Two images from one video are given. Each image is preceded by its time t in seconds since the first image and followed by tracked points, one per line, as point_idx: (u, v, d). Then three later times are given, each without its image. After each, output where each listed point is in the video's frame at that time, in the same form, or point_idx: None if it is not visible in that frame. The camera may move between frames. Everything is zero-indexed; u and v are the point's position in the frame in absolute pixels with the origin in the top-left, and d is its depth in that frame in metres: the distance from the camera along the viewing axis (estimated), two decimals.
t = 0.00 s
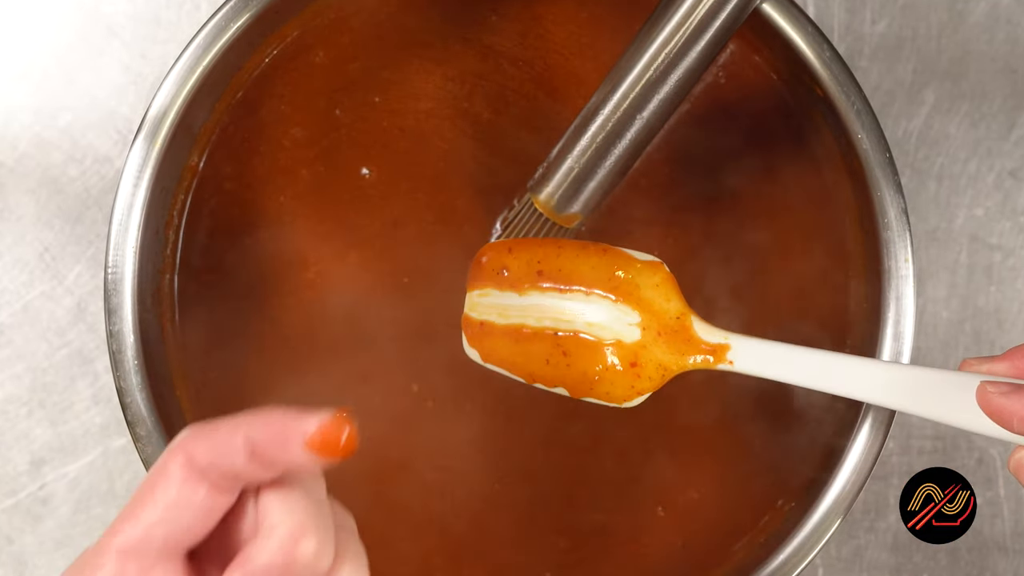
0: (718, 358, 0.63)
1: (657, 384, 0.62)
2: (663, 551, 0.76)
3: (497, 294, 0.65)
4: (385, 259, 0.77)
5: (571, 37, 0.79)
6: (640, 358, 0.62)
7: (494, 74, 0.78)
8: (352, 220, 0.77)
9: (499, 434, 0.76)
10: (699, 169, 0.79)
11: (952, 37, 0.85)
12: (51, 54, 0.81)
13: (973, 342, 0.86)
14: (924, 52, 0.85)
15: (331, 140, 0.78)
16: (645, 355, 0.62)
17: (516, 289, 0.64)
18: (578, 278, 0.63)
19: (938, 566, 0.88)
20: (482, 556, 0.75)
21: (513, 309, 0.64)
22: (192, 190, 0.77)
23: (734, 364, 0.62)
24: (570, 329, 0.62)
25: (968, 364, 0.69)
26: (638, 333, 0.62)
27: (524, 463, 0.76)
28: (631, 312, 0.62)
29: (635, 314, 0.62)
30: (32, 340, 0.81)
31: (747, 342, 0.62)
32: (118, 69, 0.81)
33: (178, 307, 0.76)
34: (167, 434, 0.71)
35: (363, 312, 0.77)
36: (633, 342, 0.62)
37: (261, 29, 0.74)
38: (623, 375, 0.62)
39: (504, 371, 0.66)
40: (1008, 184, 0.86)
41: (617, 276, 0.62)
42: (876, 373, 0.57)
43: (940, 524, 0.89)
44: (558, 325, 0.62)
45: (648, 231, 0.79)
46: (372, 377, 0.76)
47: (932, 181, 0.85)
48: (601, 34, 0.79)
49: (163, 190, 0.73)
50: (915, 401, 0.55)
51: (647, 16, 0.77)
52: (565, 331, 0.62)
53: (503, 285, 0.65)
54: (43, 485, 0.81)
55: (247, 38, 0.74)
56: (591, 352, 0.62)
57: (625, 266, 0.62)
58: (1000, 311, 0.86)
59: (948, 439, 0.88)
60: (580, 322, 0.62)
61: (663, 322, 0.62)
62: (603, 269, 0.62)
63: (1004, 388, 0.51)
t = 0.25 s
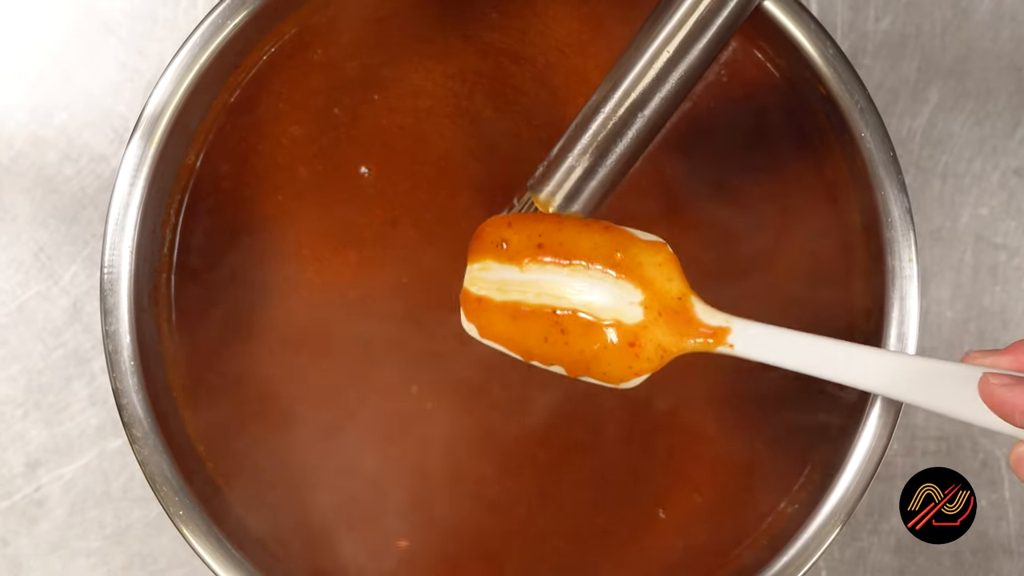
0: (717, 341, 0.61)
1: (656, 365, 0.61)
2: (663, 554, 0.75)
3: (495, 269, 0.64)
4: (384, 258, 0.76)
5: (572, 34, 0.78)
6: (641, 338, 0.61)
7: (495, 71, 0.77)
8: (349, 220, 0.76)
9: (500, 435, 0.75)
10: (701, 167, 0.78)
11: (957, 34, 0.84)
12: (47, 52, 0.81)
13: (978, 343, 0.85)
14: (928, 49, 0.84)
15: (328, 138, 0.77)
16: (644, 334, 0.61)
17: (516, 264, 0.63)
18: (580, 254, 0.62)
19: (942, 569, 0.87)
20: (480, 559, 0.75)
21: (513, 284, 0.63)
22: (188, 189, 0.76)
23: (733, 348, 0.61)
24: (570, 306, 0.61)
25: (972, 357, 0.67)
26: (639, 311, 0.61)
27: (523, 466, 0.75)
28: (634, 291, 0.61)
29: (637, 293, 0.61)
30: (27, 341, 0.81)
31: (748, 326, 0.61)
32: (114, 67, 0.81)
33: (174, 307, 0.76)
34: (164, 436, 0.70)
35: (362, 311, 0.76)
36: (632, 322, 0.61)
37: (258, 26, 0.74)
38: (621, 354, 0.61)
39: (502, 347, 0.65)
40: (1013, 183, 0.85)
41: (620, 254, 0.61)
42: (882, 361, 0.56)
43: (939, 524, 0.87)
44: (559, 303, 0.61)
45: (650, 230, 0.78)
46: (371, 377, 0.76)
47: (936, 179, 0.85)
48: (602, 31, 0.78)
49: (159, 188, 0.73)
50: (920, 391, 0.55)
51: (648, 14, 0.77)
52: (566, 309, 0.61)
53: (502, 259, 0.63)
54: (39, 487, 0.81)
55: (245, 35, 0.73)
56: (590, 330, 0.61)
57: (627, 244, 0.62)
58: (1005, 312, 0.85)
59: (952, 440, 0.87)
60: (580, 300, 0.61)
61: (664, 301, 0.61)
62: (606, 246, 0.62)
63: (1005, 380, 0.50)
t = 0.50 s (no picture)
0: (691, 347, 0.61)
1: (629, 369, 0.61)
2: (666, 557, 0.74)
3: (469, 268, 0.63)
4: (383, 258, 0.76)
5: (572, 31, 0.77)
6: (615, 342, 0.61)
7: (495, 69, 0.76)
8: (347, 220, 0.76)
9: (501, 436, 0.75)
10: (704, 166, 0.78)
11: (961, 32, 0.84)
12: (42, 50, 0.80)
13: (983, 344, 0.84)
14: (932, 47, 0.84)
15: (325, 136, 0.76)
16: (618, 338, 0.61)
17: (489, 263, 0.62)
18: (554, 255, 0.61)
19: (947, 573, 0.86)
20: (481, 561, 0.74)
21: (486, 284, 0.62)
22: (186, 188, 0.76)
23: (707, 354, 0.61)
24: (545, 308, 0.61)
25: (945, 367, 0.67)
26: (613, 316, 0.61)
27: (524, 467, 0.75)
28: (608, 295, 0.60)
29: (612, 296, 0.61)
30: (22, 341, 0.80)
31: (722, 332, 0.60)
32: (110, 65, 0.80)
33: (171, 308, 0.75)
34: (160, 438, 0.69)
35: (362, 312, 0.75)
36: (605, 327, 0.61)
37: (257, 23, 0.73)
38: (594, 358, 0.61)
39: (475, 347, 0.64)
40: (1018, 182, 0.84)
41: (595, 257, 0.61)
42: (849, 371, 0.56)
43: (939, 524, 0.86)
44: (533, 305, 0.61)
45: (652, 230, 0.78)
46: (370, 378, 0.75)
47: (941, 179, 0.84)
48: (603, 28, 0.77)
49: (156, 187, 0.72)
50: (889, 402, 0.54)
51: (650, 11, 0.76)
52: (540, 311, 0.61)
53: (475, 258, 0.63)
54: (34, 488, 0.81)
55: (242, 33, 0.72)
56: (563, 332, 0.60)
57: (603, 247, 0.61)
58: (1010, 312, 0.84)
59: (957, 443, 0.86)
60: (553, 303, 0.60)
61: (638, 305, 0.61)
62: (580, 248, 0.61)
63: (979, 394, 0.50)
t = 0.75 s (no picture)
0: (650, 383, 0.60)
1: (586, 402, 0.60)
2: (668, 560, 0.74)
3: (431, 287, 0.62)
4: (382, 257, 0.75)
5: (572, 28, 0.76)
6: (574, 374, 0.59)
7: (495, 67, 0.76)
8: (346, 220, 0.75)
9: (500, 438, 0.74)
10: (706, 164, 0.77)
11: (966, 30, 0.83)
12: (38, 48, 0.80)
13: (987, 345, 0.84)
14: (937, 45, 0.83)
15: (323, 134, 0.75)
16: (579, 369, 0.59)
17: (452, 283, 0.62)
18: (515, 278, 0.60)
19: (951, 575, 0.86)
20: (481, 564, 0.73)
21: (448, 305, 0.61)
22: (183, 187, 0.75)
23: (667, 391, 0.60)
24: (503, 334, 0.60)
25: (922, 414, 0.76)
26: (574, 347, 0.59)
27: (524, 469, 0.74)
28: (570, 325, 0.59)
29: (573, 326, 0.60)
30: (17, 341, 0.80)
31: (684, 369, 0.59)
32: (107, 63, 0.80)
33: (169, 309, 0.74)
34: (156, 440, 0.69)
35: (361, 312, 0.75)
36: (567, 358, 0.59)
37: (254, 20, 0.72)
38: (553, 389, 0.59)
39: (435, 367, 0.63)
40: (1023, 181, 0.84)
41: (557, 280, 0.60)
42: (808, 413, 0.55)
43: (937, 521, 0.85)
44: (492, 329, 0.60)
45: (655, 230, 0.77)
46: (369, 380, 0.74)
47: (945, 178, 0.84)
48: (603, 24, 0.76)
49: (152, 186, 0.71)
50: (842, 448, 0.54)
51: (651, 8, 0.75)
52: (498, 336, 0.60)
53: (438, 276, 0.62)
54: (29, 491, 0.80)
55: (239, 30, 0.71)
56: (521, 361, 0.59)
57: (568, 275, 0.60)
58: (1015, 312, 0.84)
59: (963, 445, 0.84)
60: (514, 331, 0.59)
61: (600, 337, 0.60)
62: (542, 273, 0.60)
63: (937, 451, 0.50)
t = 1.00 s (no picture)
0: (665, 444, 0.58)
1: (596, 462, 0.58)
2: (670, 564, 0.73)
3: (435, 335, 0.61)
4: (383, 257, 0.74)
5: (572, 25, 0.76)
6: (584, 432, 0.58)
7: (494, 65, 0.75)
8: (344, 219, 0.74)
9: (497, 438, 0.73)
10: (707, 163, 0.76)
11: (970, 27, 0.82)
12: (34, 46, 0.79)
13: (992, 345, 0.84)
14: (941, 43, 0.82)
15: (320, 132, 0.74)
16: (589, 428, 0.58)
17: (457, 330, 0.60)
18: (524, 328, 0.59)
19: None
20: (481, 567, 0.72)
21: (452, 354, 0.60)
22: (180, 186, 0.74)
23: (682, 453, 0.57)
24: (511, 389, 0.58)
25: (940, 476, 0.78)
26: (584, 404, 0.58)
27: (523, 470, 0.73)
28: (582, 381, 0.58)
29: (586, 383, 0.58)
30: (12, 342, 0.79)
31: (699, 430, 0.57)
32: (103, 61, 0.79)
33: (165, 309, 0.74)
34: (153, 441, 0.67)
35: (360, 312, 0.74)
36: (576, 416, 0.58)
37: (251, 17, 0.72)
38: (560, 447, 0.58)
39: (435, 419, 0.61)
40: None
41: (566, 333, 0.59)
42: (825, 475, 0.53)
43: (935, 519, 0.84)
44: (499, 383, 0.58)
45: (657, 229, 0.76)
46: (368, 381, 0.74)
47: (950, 177, 0.83)
48: (604, 22, 0.76)
49: (149, 185, 0.70)
50: (852, 516, 0.51)
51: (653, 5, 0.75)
52: (504, 390, 0.58)
53: (442, 323, 0.61)
54: (25, 493, 0.79)
55: (236, 27, 0.71)
56: (528, 417, 0.58)
57: (580, 330, 0.59)
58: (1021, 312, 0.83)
59: (967, 446, 0.83)
60: (521, 385, 0.58)
61: (614, 396, 0.59)
62: (551, 325, 0.59)
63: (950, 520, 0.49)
